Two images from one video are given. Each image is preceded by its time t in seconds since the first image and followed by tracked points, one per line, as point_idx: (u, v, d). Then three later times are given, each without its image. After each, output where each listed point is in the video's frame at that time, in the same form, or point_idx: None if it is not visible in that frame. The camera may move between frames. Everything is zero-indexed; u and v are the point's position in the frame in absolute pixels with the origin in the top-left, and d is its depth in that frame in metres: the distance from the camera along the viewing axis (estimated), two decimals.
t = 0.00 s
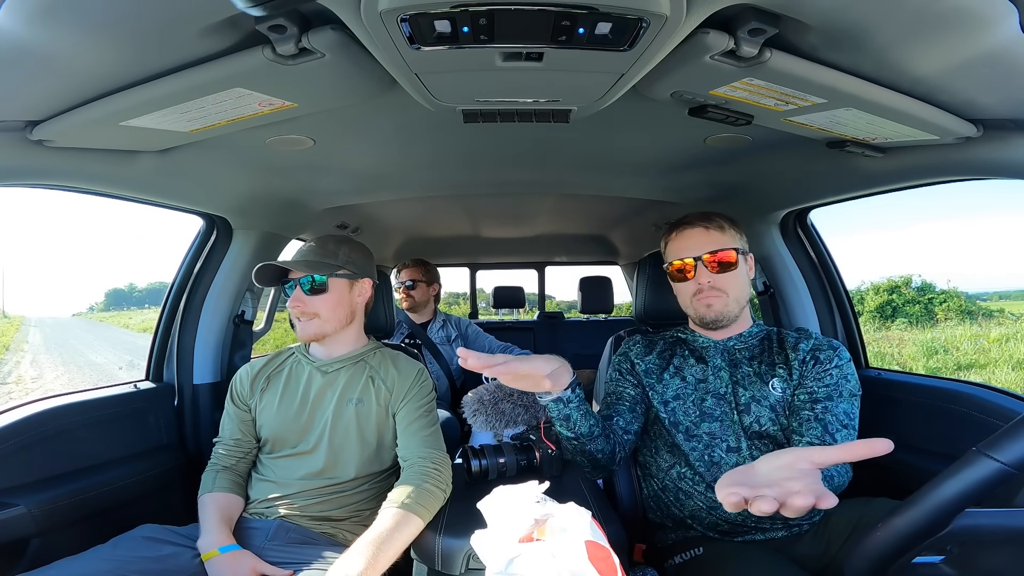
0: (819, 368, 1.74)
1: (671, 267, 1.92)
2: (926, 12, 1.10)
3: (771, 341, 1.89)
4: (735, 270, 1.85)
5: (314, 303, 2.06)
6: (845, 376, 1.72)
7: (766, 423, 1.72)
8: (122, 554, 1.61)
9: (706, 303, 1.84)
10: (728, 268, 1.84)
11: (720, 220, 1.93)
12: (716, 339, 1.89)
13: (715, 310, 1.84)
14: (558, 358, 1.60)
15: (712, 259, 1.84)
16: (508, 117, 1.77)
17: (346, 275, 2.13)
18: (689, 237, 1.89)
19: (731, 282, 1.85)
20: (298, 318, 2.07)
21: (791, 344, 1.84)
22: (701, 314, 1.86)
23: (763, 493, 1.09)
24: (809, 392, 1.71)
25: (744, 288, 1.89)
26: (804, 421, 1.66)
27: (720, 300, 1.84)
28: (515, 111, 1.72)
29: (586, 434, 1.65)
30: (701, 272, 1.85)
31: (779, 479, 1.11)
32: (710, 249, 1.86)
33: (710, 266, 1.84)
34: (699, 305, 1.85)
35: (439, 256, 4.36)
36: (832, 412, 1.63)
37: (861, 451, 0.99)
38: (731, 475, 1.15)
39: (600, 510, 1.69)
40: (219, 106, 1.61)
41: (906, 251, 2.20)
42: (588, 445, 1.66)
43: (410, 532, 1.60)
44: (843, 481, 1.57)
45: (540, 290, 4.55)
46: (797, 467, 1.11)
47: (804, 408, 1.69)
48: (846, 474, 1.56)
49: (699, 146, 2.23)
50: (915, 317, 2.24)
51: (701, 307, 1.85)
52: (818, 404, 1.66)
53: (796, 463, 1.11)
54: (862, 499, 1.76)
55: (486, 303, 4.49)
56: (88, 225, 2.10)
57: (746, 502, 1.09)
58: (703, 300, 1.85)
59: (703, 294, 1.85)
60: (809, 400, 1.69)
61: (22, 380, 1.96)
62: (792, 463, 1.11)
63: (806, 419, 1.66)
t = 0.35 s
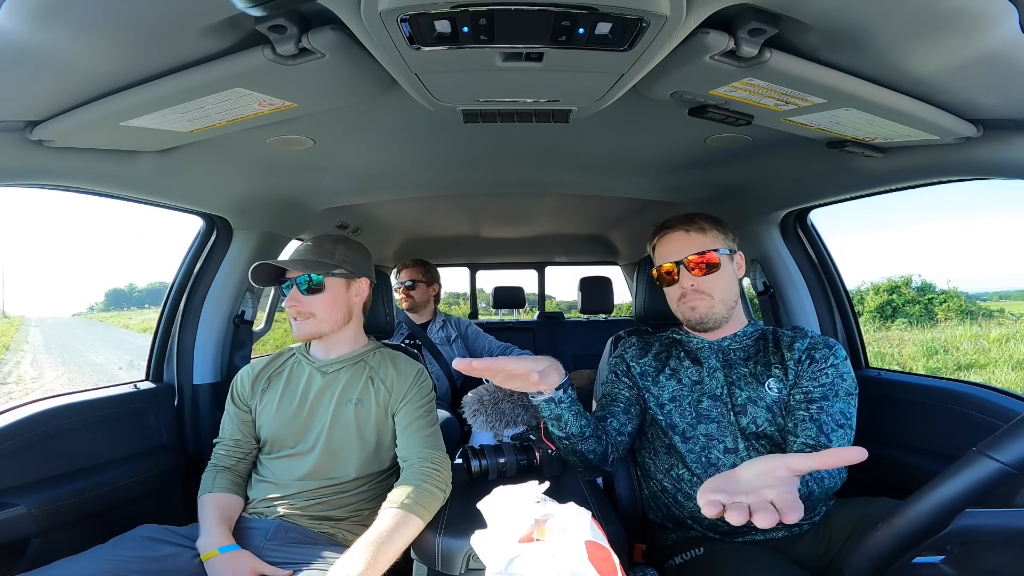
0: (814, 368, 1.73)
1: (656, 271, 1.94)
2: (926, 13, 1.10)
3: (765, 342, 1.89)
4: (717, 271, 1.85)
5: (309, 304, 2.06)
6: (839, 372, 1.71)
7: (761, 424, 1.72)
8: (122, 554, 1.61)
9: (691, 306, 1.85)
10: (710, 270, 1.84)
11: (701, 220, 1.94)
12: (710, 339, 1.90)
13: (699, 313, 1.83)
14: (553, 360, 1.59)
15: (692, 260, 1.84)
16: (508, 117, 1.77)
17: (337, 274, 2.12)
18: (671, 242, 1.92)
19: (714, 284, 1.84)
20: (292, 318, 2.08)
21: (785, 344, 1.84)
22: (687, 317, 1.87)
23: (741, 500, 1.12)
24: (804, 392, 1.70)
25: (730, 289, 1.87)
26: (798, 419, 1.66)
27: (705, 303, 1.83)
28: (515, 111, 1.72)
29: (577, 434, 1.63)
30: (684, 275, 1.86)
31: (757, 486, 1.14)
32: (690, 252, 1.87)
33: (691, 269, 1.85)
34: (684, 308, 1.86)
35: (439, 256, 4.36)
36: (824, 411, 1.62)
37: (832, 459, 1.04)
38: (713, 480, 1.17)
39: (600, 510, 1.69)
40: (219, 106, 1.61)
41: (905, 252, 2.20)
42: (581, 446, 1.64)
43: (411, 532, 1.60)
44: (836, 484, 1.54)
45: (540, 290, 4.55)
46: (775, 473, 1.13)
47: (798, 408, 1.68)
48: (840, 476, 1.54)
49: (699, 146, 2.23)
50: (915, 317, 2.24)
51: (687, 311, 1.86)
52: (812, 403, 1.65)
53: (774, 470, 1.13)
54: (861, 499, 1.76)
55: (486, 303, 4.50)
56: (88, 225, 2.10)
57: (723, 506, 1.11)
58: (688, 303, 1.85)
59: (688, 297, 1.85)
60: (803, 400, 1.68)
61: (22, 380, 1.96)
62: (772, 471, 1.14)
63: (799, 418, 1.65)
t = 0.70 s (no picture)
0: (814, 368, 1.73)
1: (657, 271, 1.94)
2: (926, 13, 1.10)
3: (766, 341, 1.89)
4: (717, 272, 1.85)
5: (308, 303, 2.06)
6: (839, 372, 1.71)
7: (761, 423, 1.73)
8: (122, 554, 1.61)
9: (688, 305, 1.86)
10: (709, 270, 1.84)
11: (701, 221, 1.93)
12: (711, 339, 1.89)
13: (696, 311, 1.84)
14: (598, 371, 1.62)
15: (692, 260, 1.84)
16: (508, 117, 1.77)
17: (336, 274, 2.12)
18: (671, 242, 1.92)
19: (714, 284, 1.84)
20: (292, 317, 2.08)
21: (785, 343, 1.84)
22: (685, 315, 1.88)
23: (708, 501, 1.15)
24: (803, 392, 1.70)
25: (730, 289, 1.87)
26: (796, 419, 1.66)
27: (702, 302, 1.83)
28: (515, 111, 1.72)
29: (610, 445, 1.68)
30: (683, 276, 1.87)
31: (725, 487, 1.16)
32: (690, 252, 1.87)
33: (690, 269, 1.85)
34: (681, 306, 1.87)
35: (439, 256, 4.36)
36: (823, 412, 1.62)
37: (798, 460, 1.06)
38: (688, 481, 1.20)
39: (601, 510, 1.69)
40: (219, 106, 1.61)
41: (905, 252, 2.20)
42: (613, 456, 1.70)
43: (410, 532, 1.60)
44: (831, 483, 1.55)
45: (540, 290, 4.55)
46: (745, 475, 1.15)
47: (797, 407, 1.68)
48: (831, 474, 1.54)
49: (699, 146, 2.23)
50: (915, 317, 2.24)
51: (684, 309, 1.87)
52: (811, 403, 1.65)
53: (746, 471, 1.15)
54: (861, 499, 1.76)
55: (486, 303, 4.50)
56: (88, 225, 2.10)
57: (692, 506, 1.15)
58: (685, 301, 1.86)
59: (686, 296, 1.86)
60: (802, 400, 1.68)
61: (22, 380, 1.96)
62: (742, 472, 1.16)
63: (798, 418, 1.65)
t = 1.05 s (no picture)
0: (825, 367, 1.73)
1: (668, 274, 1.92)
2: (926, 13, 1.10)
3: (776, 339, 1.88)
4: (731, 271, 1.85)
5: (304, 302, 2.07)
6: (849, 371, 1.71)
7: (773, 422, 1.72)
8: (122, 554, 1.61)
9: (707, 308, 1.86)
10: (723, 269, 1.83)
11: (709, 221, 1.93)
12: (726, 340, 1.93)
13: (717, 315, 1.85)
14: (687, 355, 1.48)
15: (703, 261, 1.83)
16: (508, 117, 1.77)
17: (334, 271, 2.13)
18: (680, 244, 1.90)
19: (730, 283, 1.85)
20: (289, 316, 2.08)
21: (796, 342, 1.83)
22: (704, 320, 1.88)
23: (737, 499, 1.14)
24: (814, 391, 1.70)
25: (743, 288, 1.89)
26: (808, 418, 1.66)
27: (721, 305, 1.84)
28: (515, 111, 1.72)
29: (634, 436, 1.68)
30: (697, 277, 1.85)
31: (753, 485, 1.15)
32: (702, 253, 1.86)
33: (704, 270, 1.84)
34: (699, 311, 1.86)
35: (439, 256, 4.36)
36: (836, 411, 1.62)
37: (833, 458, 1.05)
38: (716, 479, 1.18)
39: (600, 510, 1.69)
40: (219, 106, 1.61)
41: (904, 252, 2.20)
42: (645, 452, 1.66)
43: (410, 532, 1.59)
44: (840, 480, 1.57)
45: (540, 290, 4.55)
46: (771, 473, 1.14)
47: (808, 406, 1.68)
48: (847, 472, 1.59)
49: (699, 146, 2.23)
50: (915, 317, 2.24)
51: (703, 313, 1.87)
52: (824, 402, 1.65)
53: (772, 469, 1.14)
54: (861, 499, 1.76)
55: (486, 303, 4.50)
56: (88, 225, 2.10)
57: (721, 505, 1.14)
58: (703, 305, 1.86)
59: (703, 299, 1.85)
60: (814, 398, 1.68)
61: (22, 380, 1.96)
62: (769, 470, 1.14)
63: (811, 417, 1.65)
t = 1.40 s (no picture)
0: (836, 372, 1.71)
1: (685, 269, 1.94)
2: (926, 13, 1.10)
3: (790, 342, 1.87)
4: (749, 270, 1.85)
5: (302, 300, 2.06)
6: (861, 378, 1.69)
7: (779, 424, 1.72)
8: (122, 554, 1.61)
9: (719, 302, 1.86)
10: (739, 266, 1.84)
11: (730, 220, 1.95)
12: (736, 337, 1.91)
13: (728, 307, 1.84)
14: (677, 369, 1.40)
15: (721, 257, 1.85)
16: (508, 117, 1.77)
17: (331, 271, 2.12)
18: (699, 239, 1.92)
19: (745, 281, 1.85)
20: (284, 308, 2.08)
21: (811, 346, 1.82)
22: (716, 314, 1.88)
23: (707, 497, 1.16)
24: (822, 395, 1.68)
25: (760, 288, 1.88)
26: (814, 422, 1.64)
27: (733, 299, 1.83)
28: (515, 111, 1.72)
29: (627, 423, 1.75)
30: (713, 273, 1.87)
31: (726, 485, 1.17)
32: (719, 250, 1.88)
33: (719, 266, 1.85)
34: (712, 304, 1.87)
35: (439, 256, 4.36)
36: (841, 416, 1.60)
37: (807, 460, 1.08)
38: (692, 477, 1.21)
39: (600, 510, 1.69)
40: (219, 106, 1.61)
41: (904, 252, 2.19)
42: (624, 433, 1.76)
43: (409, 532, 1.59)
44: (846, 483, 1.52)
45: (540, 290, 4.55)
46: (747, 476, 1.16)
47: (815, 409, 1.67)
48: (842, 478, 1.49)
49: (700, 146, 2.23)
50: (915, 317, 2.24)
51: (715, 306, 1.87)
52: (831, 407, 1.63)
53: (746, 472, 1.16)
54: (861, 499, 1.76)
55: (486, 303, 4.49)
56: (87, 226, 2.10)
57: (689, 501, 1.16)
58: (715, 299, 1.86)
59: (716, 294, 1.86)
60: (821, 402, 1.66)
61: (22, 380, 1.96)
62: (745, 473, 1.16)
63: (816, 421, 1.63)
